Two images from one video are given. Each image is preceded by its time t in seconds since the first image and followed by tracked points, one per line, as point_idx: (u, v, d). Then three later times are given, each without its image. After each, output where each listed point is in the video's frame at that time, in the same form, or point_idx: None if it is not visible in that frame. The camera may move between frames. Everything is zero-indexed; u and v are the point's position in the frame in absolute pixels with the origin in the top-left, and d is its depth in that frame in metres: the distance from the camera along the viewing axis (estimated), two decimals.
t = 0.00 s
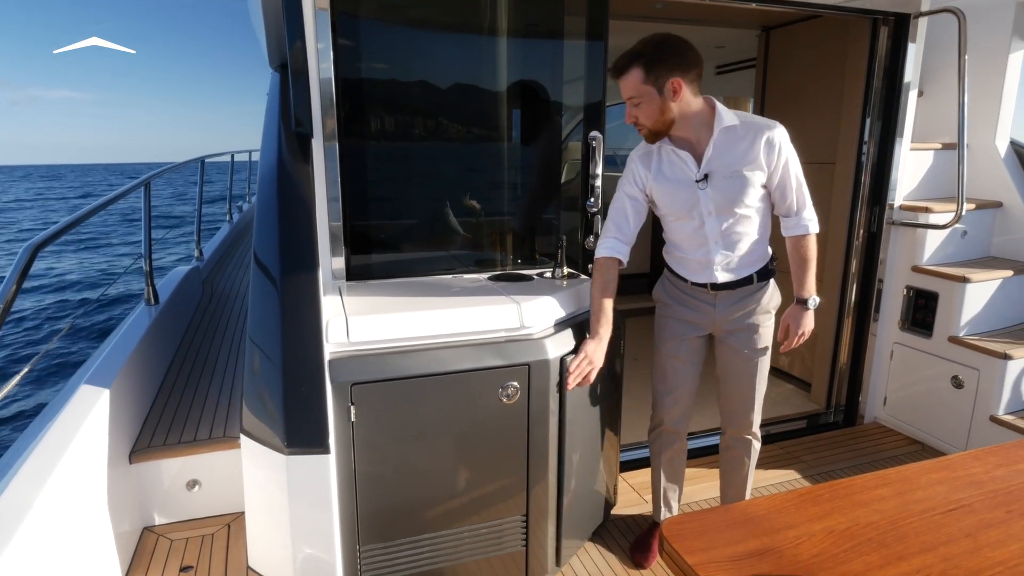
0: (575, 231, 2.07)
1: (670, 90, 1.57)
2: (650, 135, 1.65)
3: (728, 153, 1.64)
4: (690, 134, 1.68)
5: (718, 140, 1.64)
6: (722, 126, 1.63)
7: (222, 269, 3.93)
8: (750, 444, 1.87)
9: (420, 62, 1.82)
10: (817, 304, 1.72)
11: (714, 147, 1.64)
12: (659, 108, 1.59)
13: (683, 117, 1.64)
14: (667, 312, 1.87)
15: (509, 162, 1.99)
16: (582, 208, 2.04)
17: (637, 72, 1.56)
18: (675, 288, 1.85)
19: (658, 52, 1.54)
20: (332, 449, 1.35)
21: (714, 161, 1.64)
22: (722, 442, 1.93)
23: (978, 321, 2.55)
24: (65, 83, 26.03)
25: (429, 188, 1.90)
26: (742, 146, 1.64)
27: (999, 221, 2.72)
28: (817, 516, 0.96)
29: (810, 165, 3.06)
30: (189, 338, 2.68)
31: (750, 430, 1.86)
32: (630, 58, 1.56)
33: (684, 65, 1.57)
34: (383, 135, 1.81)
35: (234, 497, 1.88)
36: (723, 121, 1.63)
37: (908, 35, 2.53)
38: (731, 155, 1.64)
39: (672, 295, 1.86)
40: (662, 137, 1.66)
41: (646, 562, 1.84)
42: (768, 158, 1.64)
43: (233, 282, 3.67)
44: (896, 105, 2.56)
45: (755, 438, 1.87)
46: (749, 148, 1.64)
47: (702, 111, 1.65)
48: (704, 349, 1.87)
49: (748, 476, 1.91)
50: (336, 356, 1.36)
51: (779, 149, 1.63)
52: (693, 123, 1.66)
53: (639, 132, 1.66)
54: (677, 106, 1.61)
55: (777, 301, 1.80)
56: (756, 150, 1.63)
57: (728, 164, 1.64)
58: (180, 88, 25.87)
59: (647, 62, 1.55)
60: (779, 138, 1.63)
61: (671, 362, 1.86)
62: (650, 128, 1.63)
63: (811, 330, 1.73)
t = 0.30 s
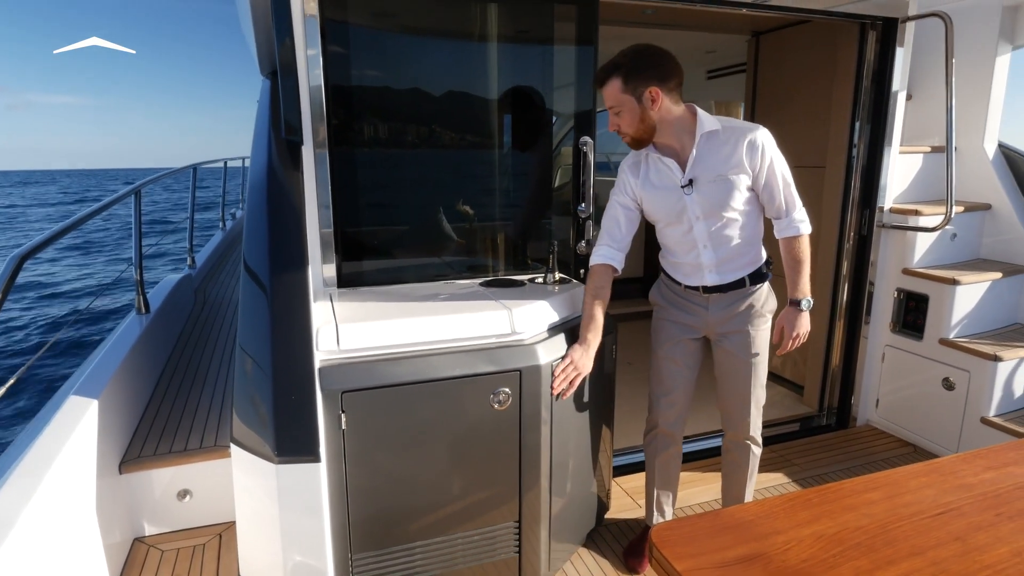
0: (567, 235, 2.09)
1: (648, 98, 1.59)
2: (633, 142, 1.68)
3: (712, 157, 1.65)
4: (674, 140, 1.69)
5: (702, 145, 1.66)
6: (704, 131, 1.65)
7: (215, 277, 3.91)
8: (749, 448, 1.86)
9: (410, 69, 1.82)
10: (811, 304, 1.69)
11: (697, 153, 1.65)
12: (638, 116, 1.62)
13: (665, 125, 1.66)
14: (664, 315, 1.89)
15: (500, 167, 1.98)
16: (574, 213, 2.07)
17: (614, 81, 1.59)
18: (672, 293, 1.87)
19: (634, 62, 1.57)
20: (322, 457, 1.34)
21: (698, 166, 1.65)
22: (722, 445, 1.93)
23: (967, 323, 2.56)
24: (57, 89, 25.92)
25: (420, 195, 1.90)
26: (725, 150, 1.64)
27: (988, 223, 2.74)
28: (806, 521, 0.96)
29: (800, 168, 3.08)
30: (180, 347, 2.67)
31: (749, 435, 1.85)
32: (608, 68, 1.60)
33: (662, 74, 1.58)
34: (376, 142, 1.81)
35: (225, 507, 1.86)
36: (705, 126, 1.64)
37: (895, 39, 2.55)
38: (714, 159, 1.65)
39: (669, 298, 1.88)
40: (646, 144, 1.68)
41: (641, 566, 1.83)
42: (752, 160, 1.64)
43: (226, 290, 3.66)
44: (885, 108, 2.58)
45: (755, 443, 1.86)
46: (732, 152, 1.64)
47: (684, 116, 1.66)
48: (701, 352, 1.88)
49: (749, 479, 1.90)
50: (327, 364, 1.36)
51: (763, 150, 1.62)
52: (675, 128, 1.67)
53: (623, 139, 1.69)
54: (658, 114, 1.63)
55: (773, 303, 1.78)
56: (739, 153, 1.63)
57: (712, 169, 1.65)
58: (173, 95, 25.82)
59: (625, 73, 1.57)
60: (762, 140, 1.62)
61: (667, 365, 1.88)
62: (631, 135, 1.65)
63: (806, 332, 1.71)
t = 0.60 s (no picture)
0: (558, 240, 2.09)
1: (669, 91, 1.69)
2: (652, 133, 1.78)
3: (720, 157, 1.69)
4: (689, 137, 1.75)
5: (712, 145, 1.70)
6: (717, 131, 1.70)
7: (207, 284, 3.90)
8: (746, 452, 1.86)
9: (400, 74, 1.83)
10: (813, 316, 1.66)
11: (706, 152, 1.70)
12: (658, 107, 1.71)
13: (684, 120, 1.74)
14: (666, 315, 1.92)
15: (491, 173, 1.99)
16: (564, 217, 2.07)
17: (638, 71, 1.69)
18: (676, 294, 1.91)
19: (658, 55, 1.67)
20: (312, 465, 1.33)
21: (706, 165, 1.70)
22: (720, 449, 1.93)
23: (957, 324, 2.58)
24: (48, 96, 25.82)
25: (411, 200, 1.90)
26: (735, 151, 1.68)
27: (976, 224, 2.76)
28: (796, 524, 0.96)
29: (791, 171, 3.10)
30: (172, 354, 2.66)
31: (747, 439, 1.86)
32: (634, 58, 1.70)
33: (684, 69, 1.67)
34: (369, 148, 1.82)
35: (216, 515, 1.86)
36: (719, 126, 1.69)
37: (882, 42, 2.57)
38: (723, 160, 1.69)
39: (672, 299, 1.91)
40: (664, 135, 1.78)
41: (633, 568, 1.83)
42: (760, 165, 1.66)
43: (218, 296, 3.65)
44: (873, 111, 2.60)
45: (751, 448, 1.86)
46: (740, 154, 1.67)
47: (701, 113, 1.72)
48: (700, 354, 1.90)
49: (744, 483, 1.90)
50: (316, 370, 1.35)
51: (772, 156, 1.64)
52: (691, 125, 1.74)
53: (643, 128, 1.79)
54: (677, 107, 1.72)
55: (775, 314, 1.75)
56: (748, 155, 1.66)
57: (719, 169, 1.69)
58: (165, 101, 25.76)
59: (649, 64, 1.67)
60: (772, 145, 1.64)
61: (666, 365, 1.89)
62: (650, 125, 1.75)
63: (808, 344, 1.68)
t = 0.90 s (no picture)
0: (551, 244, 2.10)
1: (697, 77, 1.76)
2: (666, 117, 1.83)
3: (720, 154, 1.76)
4: (699, 131, 1.83)
5: (715, 142, 1.78)
6: (723, 129, 1.77)
7: (200, 290, 3.88)
8: (735, 454, 1.92)
9: (390, 79, 1.83)
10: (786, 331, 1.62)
11: (708, 147, 1.79)
12: (681, 91, 1.77)
13: (702, 112, 1.81)
14: (656, 312, 2.02)
15: (483, 177, 1.99)
16: (556, 221, 2.08)
17: (670, 53, 1.75)
18: (668, 291, 1.99)
19: (692, 43, 1.75)
20: (304, 472, 1.33)
21: (706, 160, 1.79)
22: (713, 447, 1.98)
23: (949, 324, 2.60)
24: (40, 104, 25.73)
25: (404, 206, 1.90)
26: (734, 151, 1.75)
27: (966, 225, 2.79)
28: (786, 526, 0.97)
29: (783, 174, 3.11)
30: (165, 362, 2.65)
31: (735, 437, 1.90)
32: (666, 42, 1.78)
33: (713, 63, 1.75)
34: (362, 151, 1.82)
35: (209, 523, 1.84)
36: (727, 125, 1.76)
37: (870, 45, 2.59)
38: (722, 157, 1.76)
39: (662, 297, 2.00)
40: (676, 122, 1.84)
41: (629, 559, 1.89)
42: (757, 170, 1.70)
43: (211, 303, 3.64)
44: (863, 113, 2.62)
45: (739, 447, 1.91)
46: (738, 154, 1.74)
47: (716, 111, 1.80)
48: (689, 351, 1.98)
49: (735, 486, 1.95)
50: (308, 376, 1.35)
51: (768, 161, 1.67)
52: (705, 119, 1.81)
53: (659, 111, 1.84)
54: (699, 96, 1.78)
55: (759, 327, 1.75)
56: (746, 157, 1.72)
57: (716, 165, 1.77)
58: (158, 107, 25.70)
59: (682, 48, 1.74)
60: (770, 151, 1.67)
61: (655, 361, 1.99)
62: (669, 108, 1.80)
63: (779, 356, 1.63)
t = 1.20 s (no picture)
0: (545, 249, 2.11)
1: (699, 70, 1.83)
2: (669, 102, 1.83)
3: (701, 153, 1.82)
4: (682, 130, 1.88)
5: (696, 141, 1.84)
6: (705, 129, 1.82)
7: (193, 298, 3.87)
8: (723, 454, 1.93)
9: (383, 85, 1.84)
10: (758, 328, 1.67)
11: (690, 146, 1.84)
12: (688, 81, 1.81)
13: (693, 106, 1.87)
14: (637, 315, 2.06)
15: (476, 181, 1.99)
16: (550, 227, 2.09)
17: (680, 44, 1.78)
18: (647, 293, 2.02)
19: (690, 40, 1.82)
20: (298, 479, 1.32)
21: (687, 158, 1.84)
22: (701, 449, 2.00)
23: (940, 326, 2.61)
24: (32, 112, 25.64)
25: (397, 211, 1.91)
26: (715, 149, 1.79)
27: (957, 228, 2.81)
28: (778, 529, 0.97)
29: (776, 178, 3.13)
30: (158, 369, 2.64)
31: (721, 438, 1.92)
32: (663, 37, 1.81)
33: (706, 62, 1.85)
34: (357, 153, 1.82)
35: (202, 532, 1.83)
36: (709, 124, 1.81)
37: (859, 49, 2.62)
38: (703, 156, 1.81)
39: (641, 299, 2.04)
40: (674, 110, 1.86)
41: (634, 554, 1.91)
42: (735, 168, 1.74)
43: (204, 310, 3.62)
44: (853, 116, 2.64)
45: (726, 446, 1.92)
46: (718, 153, 1.78)
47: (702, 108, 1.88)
48: (675, 351, 2.01)
49: (727, 487, 1.96)
50: (301, 383, 1.35)
51: (747, 159, 1.72)
52: (692, 116, 1.87)
53: (662, 97, 1.83)
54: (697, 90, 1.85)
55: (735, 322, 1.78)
56: (725, 155, 1.77)
57: (697, 163, 1.82)
58: (151, 114, 25.64)
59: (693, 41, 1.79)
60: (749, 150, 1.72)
61: (642, 362, 2.04)
62: (678, 94, 1.81)
63: (754, 352, 1.69)
